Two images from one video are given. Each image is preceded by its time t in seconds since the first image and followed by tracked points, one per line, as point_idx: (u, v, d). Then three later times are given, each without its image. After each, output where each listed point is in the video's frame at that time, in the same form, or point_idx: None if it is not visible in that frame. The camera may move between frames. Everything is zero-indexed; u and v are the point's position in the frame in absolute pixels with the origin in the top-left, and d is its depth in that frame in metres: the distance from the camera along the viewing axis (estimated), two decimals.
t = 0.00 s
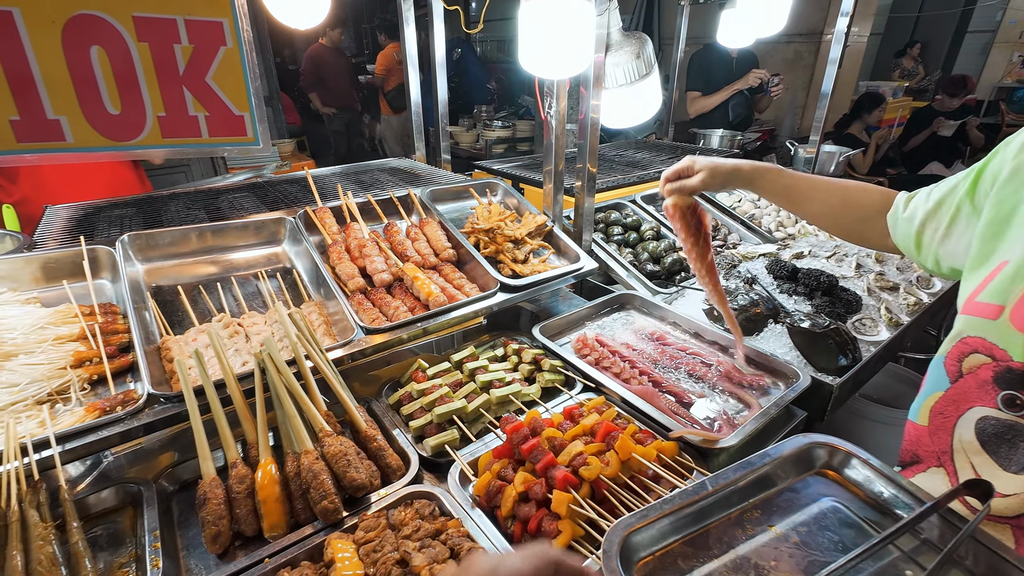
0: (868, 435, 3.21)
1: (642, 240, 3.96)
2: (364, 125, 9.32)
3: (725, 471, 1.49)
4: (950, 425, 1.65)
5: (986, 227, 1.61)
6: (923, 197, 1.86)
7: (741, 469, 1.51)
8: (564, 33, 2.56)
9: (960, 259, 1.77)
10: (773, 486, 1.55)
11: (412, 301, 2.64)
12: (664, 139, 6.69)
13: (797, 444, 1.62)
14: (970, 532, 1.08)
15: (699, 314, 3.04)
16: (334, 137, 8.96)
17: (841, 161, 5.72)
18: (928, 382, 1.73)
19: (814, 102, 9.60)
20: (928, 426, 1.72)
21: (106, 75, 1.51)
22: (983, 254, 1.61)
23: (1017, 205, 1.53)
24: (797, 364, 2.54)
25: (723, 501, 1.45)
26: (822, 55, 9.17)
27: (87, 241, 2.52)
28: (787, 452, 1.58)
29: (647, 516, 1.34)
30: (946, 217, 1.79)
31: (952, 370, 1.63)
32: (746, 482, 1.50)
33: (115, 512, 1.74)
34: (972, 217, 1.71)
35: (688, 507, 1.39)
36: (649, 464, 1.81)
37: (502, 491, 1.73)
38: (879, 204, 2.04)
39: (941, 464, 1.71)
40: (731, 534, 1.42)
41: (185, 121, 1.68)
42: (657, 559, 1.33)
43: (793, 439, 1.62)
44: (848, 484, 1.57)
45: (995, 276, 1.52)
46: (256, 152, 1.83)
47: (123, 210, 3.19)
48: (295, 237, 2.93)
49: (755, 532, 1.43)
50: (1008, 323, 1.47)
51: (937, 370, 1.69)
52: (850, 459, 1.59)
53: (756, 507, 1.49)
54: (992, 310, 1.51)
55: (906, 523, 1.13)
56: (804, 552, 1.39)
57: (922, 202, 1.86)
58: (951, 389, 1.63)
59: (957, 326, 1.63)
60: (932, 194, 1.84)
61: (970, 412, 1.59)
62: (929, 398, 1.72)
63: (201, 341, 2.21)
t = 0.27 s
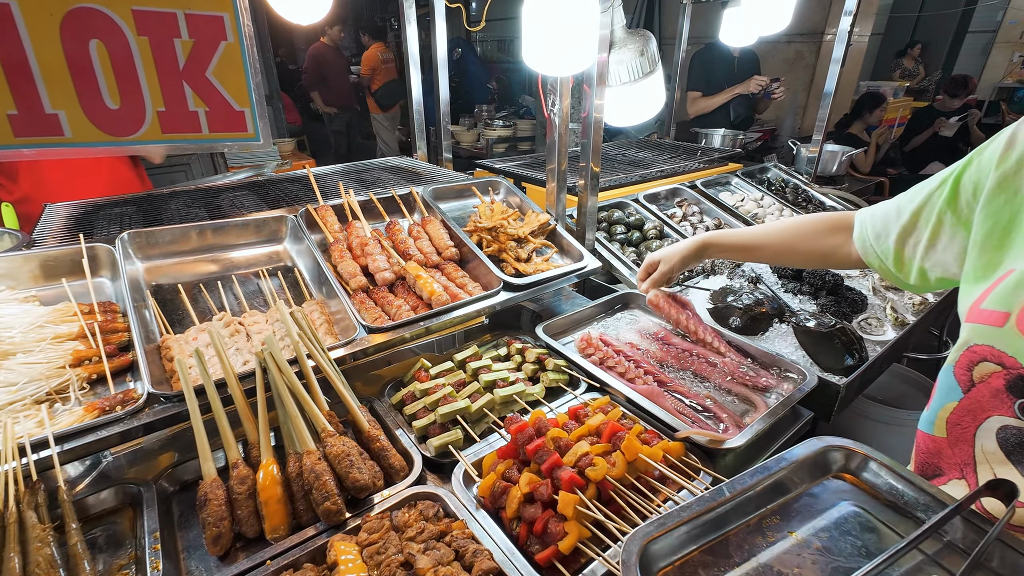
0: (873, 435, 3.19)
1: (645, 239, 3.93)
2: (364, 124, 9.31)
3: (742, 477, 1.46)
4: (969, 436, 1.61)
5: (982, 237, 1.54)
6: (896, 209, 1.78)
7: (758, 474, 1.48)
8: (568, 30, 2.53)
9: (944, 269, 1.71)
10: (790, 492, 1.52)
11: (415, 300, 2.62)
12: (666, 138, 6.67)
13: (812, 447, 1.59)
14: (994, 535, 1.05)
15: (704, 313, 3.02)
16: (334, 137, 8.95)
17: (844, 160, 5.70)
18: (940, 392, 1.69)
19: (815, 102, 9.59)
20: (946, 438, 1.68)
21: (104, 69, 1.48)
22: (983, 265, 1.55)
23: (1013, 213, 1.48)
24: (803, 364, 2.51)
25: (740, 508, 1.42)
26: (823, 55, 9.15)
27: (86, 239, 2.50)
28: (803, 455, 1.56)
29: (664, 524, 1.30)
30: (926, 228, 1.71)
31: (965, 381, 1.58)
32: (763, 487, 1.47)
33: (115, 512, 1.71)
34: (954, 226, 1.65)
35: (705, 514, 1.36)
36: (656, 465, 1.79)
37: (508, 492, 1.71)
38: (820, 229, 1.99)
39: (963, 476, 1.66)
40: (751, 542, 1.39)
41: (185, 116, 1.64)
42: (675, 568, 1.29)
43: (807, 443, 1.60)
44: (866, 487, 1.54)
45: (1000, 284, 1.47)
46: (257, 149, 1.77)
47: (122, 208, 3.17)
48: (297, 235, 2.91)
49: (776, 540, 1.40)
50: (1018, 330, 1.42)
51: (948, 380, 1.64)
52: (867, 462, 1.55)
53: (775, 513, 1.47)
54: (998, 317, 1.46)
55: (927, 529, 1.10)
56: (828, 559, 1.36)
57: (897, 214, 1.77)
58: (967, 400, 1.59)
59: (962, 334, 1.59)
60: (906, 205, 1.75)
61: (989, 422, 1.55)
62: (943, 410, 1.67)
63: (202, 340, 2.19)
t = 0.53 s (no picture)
0: (876, 434, 3.18)
1: (648, 237, 3.93)
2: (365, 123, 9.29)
3: (754, 478, 1.46)
4: (970, 439, 1.59)
5: (969, 238, 1.53)
6: (879, 215, 1.78)
7: (770, 474, 1.47)
8: (572, 27, 2.52)
9: (937, 271, 1.69)
10: (801, 491, 1.51)
11: (418, 298, 2.62)
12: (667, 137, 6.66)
13: (822, 446, 1.59)
14: (1009, 531, 1.05)
15: (707, 311, 3.02)
16: (334, 136, 8.94)
17: (847, 159, 5.68)
18: (939, 395, 1.68)
19: (817, 101, 9.57)
20: (948, 441, 1.66)
21: (109, 65, 1.46)
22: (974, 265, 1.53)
23: (998, 213, 1.47)
24: (807, 362, 2.50)
25: (752, 510, 1.42)
26: (825, 53, 9.13)
27: (90, 236, 2.50)
28: (813, 454, 1.55)
29: (679, 529, 1.30)
30: (913, 232, 1.70)
31: (963, 384, 1.57)
32: (775, 488, 1.46)
33: (119, 510, 1.71)
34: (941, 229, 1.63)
35: (720, 517, 1.35)
36: (661, 462, 1.79)
37: (512, 490, 1.70)
38: (807, 242, 2.02)
39: (967, 479, 1.65)
40: (765, 543, 1.39)
41: (189, 112, 1.62)
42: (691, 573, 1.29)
43: (817, 441, 1.59)
44: (876, 485, 1.53)
45: (994, 286, 1.45)
46: (261, 145, 1.77)
47: (125, 205, 3.17)
48: (300, 233, 2.91)
49: (791, 541, 1.40)
50: (1014, 333, 1.40)
51: (947, 384, 1.62)
52: (877, 460, 1.55)
53: (787, 513, 1.46)
54: (994, 320, 1.44)
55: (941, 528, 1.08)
56: (843, 558, 1.35)
57: (881, 220, 1.78)
58: (965, 404, 1.57)
59: (960, 337, 1.56)
60: (890, 211, 1.76)
61: (988, 425, 1.53)
62: (942, 414, 1.66)
63: (205, 337, 2.18)
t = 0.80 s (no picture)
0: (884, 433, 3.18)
1: (655, 235, 3.92)
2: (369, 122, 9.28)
3: (766, 473, 1.47)
4: (995, 436, 1.58)
5: (968, 237, 1.50)
6: (859, 214, 1.69)
7: (780, 470, 1.48)
8: (581, 25, 2.51)
9: (921, 269, 1.67)
10: (813, 486, 1.52)
11: (426, 295, 2.62)
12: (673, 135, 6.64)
13: (832, 442, 1.59)
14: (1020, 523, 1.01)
15: (715, 309, 3.02)
16: (338, 134, 8.94)
17: (853, 157, 5.66)
18: (954, 394, 1.66)
19: (822, 99, 9.53)
20: (971, 438, 1.65)
21: (125, 63, 1.46)
22: (972, 264, 1.52)
23: (995, 211, 1.45)
24: (816, 360, 2.49)
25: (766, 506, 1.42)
26: (831, 51, 9.09)
27: (100, 233, 2.51)
28: (824, 450, 1.56)
29: (693, 524, 1.31)
30: (894, 230, 1.64)
31: (980, 384, 1.55)
32: (787, 484, 1.47)
33: (133, 505, 1.72)
34: (930, 228, 1.58)
35: (733, 512, 1.37)
36: (671, 460, 1.79)
37: (524, 487, 1.71)
38: (768, 251, 1.87)
39: (980, 473, 1.64)
40: (779, 537, 1.39)
41: (203, 109, 1.62)
42: (706, 569, 1.29)
43: (827, 438, 1.60)
44: (885, 479, 1.53)
45: (998, 286, 1.45)
46: (273, 142, 1.78)
47: (134, 203, 3.18)
48: (309, 230, 2.91)
49: (803, 534, 1.40)
50: (1022, 334, 1.40)
51: (961, 383, 1.61)
52: (887, 455, 1.55)
53: (799, 508, 1.46)
54: (1002, 322, 1.44)
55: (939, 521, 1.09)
56: (855, 552, 1.35)
57: (862, 222, 1.68)
58: (985, 402, 1.56)
59: (965, 339, 1.56)
60: (871, 211, 1.67)
61: (1012, 422, 1.52)
62: (966, 411, 1.63)
63: (216, 334, 2.19)
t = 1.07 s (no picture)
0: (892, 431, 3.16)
1: (662, 231, 3.90)
2: (374, 117, 9.28)
3: (789, 484, 1.45)
4: (1002, 440, 1.52)
5: (966, 229, 1.48)
6: (858, 202, 1.68)
7: (803, 480, 1.46)
8: (591, 19, 2.49)
9: (916, 260, 1.65)
10: (835, 496, 1.49)
11: (435, 290, 2.62)
12: (679, 131, 6.60)
13: (849, 448, 1.57)
14: None
15: (723, 306, 3.01)
16: (344, 130, 8.95)
17: (863, 153, 5.61)
18: (959, 397, 1.58)
19: (831, 95, 9.44)
20: (977, 442, 1.59)
21: (136, 55, 1.41)
22: (969, 257, 1.50)
23: (994, 204, 1.43)
24: (826, 356, 2.48)
25: (791, 519, 1.40)
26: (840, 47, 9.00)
27: (110, 227, 2.52)
28: (844, 458, 1.54)
29: (720, 545, 1.28)
30: (892, 220, 1.62)
31: (990, 388, 1.48)
32: (810, 494, 1.45)
33: (144, 496, 1.73)
34: (928, 219, 1.57)
35: (759, 529, 1.34)
36: (681, 456, 1.78)
37: (532, 482, 1.70)
38: (767, 234, 1.86)
39: (994, 479, 1.59)
40: (807, 553, 1.37)
41: (214, 103, 1.58)
42: None
43: (845, 445, 1.57)
44: (910, 485, 1.51)
45: (1006, 285, 1.40)
46: (284, 136, 1.73)
47: (143, 197, 3.19)
48: (317, 225, 2.92)
49: (831, 550, 1.38)
50: None
51: (969, 386, 1.52)
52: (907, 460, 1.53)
53: (823, 520, 1.45)
54: (1016, 323, 1.38)
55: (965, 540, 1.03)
56: (885, 566, 1.33)
57: (860, 210, 1.67)
58: (995, 406, 1.49)
59: (977, 339, 1.48)
60: (870, 199, 1.65)
61: (1022, 426, 1.47)
62: (968, 416, 1.57)
63: (226, 328, 2.20)
